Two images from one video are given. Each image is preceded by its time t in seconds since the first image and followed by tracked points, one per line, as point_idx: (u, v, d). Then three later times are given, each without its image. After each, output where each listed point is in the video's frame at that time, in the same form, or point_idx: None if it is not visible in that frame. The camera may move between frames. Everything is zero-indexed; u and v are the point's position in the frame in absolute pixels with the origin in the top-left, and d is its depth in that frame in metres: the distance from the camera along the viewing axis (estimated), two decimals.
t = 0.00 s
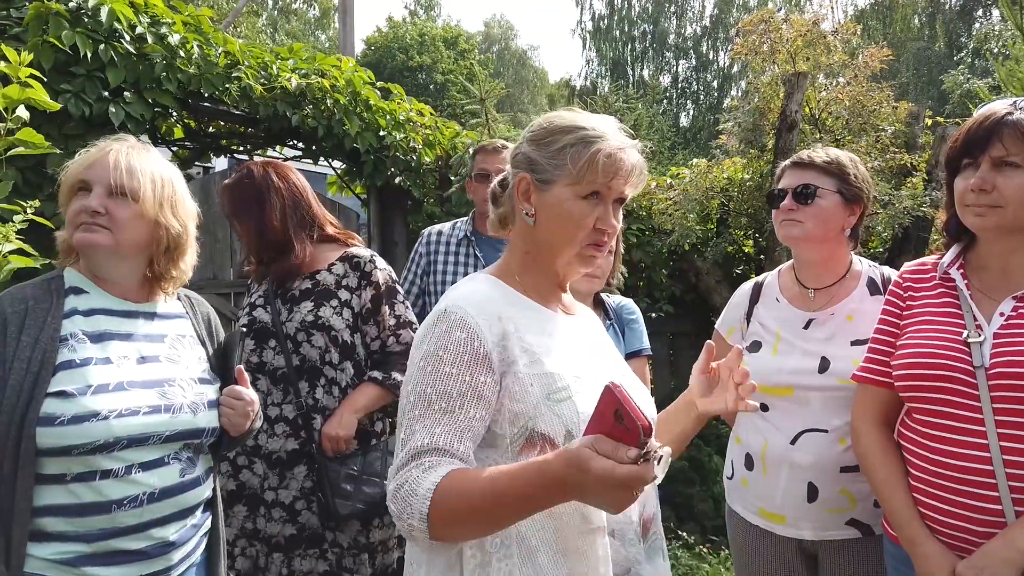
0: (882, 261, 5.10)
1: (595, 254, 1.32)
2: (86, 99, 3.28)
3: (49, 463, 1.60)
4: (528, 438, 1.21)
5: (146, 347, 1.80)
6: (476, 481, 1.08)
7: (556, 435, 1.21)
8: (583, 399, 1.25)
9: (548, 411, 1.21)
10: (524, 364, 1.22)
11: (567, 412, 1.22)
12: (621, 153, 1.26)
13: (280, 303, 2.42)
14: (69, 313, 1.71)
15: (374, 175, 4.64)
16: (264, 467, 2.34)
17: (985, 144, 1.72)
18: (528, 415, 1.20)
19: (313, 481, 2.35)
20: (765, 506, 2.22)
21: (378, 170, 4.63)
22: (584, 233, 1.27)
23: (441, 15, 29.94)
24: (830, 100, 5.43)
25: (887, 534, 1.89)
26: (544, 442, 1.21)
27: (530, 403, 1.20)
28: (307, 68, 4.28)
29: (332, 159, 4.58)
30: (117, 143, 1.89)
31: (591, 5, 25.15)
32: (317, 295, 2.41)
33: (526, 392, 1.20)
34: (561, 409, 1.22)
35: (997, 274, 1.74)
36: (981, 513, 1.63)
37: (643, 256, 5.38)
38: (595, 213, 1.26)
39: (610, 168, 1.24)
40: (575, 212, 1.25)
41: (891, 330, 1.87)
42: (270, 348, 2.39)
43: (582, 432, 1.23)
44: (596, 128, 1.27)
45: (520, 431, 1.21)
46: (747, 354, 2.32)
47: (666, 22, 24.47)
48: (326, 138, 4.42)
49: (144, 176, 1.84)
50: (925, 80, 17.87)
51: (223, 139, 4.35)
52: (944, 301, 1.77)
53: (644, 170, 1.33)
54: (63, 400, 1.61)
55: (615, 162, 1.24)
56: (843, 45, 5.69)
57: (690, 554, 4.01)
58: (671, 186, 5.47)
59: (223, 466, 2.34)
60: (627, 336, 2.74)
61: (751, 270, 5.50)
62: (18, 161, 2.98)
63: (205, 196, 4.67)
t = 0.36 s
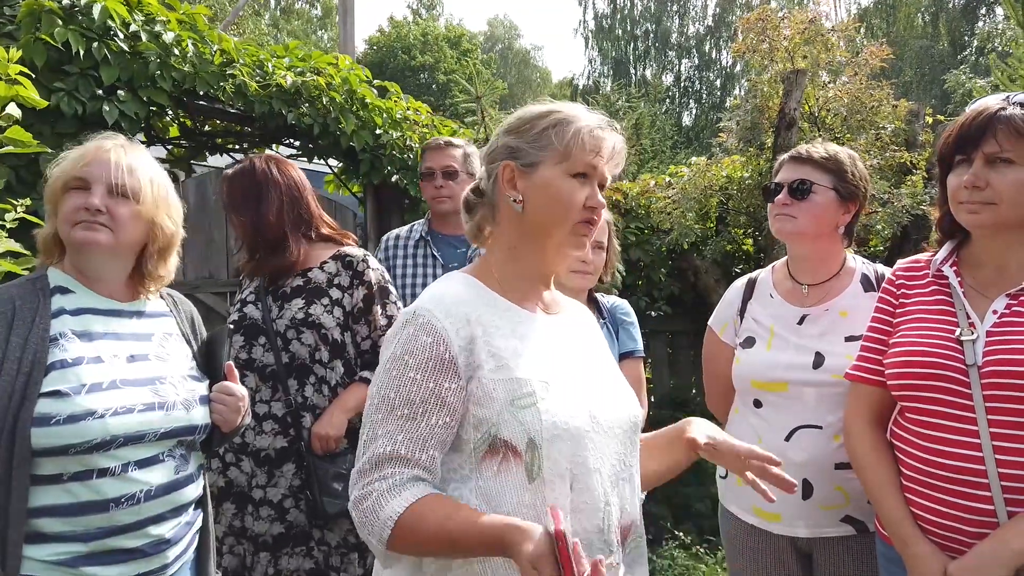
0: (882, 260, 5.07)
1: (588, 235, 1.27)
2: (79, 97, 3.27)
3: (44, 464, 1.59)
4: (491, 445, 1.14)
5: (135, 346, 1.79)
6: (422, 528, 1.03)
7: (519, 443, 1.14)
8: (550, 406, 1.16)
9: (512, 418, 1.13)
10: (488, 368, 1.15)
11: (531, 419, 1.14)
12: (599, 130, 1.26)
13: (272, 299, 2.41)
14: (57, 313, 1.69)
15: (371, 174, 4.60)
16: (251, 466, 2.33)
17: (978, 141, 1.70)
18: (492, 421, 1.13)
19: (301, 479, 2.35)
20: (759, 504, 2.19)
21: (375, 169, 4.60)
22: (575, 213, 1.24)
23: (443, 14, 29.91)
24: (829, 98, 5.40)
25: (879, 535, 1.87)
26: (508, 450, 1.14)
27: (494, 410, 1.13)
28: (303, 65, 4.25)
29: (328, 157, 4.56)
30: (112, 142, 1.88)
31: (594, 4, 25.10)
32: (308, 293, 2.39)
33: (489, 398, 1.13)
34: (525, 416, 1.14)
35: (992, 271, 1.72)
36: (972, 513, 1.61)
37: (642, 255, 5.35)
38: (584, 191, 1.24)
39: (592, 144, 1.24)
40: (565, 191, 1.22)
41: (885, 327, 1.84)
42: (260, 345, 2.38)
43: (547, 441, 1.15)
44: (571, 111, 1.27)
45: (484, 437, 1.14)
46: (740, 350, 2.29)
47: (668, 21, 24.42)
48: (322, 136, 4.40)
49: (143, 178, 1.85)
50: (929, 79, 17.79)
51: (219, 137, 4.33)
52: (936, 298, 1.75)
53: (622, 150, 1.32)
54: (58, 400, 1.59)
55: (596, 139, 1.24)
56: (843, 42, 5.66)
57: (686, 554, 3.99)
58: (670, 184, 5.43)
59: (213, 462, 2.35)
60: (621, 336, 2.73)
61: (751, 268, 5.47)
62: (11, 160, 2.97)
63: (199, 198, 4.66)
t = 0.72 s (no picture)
0: (880, 261, 5.06)
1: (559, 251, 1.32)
2: (74, 100, 3.28)
3: (47, 469, 1.57)
4: (455, 460, 1.13)
5: (127, 350, 1.79)
6: (399, 561, 1.04)
7: (483, 457, 1.12)
8: (513, 415, 1.15)
9: (474, 432, 1.12)
10: (447, 381, 1.13)
11: (494, 432, 1.12)
12: (584, 148, 1.30)
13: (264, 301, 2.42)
14: (50, 318, 1.68)
15: (366, 176, 4.57)
16: (241, 466, 2.35)
17: (963, 143, 1.70)
18: (454, 436, 1.12)
19: (289, 481, 2.35)
20: (748, 507, 2.18)
21: (371, 171, 4.58)
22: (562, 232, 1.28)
23: (445, 15, 29.91)
24: (826, 99, 5.39)
25: (865, 539, 1.86)
26: (472, 465, 1.13)
27: (454, 424, 1.12)
28: (299, 67, 4.25)
29: (323, 159, 4.56)
30: (112, 147, 1.90)
31: (596, 5, 25.08)
32: (302, 297, 2.39)
33: (451, 411, 1.12)
34: (488, 429, 1.12)
35: (976, 275, 1.72)
36: (956, 519, 1.61)
37: (640, 256, 5.33)
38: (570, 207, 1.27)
39: (580, 163, 1.28)
40: (559, 207, 1.24)
41: (870, 332, 1.84)
42: (250, 346, 2.39)
43: (511, 455, 1.13)
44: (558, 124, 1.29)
45: (447, 453, 1.13)
46: (729, 353, 2.29)
47: (669, 21, 24.38)
48: (319, 138, 4.38)
49: (143, 184, 1.89)
50: (931, 79, 17.72)
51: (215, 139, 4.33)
52: (922, 302, 1.75)
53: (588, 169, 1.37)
54: (61, 404, 1.59)
55: (583, 157, 1.29)
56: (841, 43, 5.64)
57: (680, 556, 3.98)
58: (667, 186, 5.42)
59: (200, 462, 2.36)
60: (617, 342, 2.73)
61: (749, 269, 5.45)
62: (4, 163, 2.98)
63: (194, 198, 4.44)
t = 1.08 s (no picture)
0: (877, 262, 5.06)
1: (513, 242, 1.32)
2: (71, 101, 3.31)
3: (42, 469, 1.58)
4: (422, 464, 1.12)
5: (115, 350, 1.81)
6: (338, 555, 1.01)
7: (452, 460, 1.12)
8: (482, 414, 1.15)
9: (443, 433, 1.12)
10: (412, 381, 1.12)
11: (463, 433, 1.13)
12: (537, 138, 1.32)
13: (257, 301, 2.45)
14: (39, 318, 1.69)
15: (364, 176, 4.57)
16: (235, 466, 2.36)
17: (929, 155, 1.73)
18: (421, 438, 1.11)
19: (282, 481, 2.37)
20: (735, 506, 2.19)
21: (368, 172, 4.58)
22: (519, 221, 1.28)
23: (448, 16, 29.95)
24: (823, 100, 5.40)
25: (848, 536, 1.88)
26: (442, 467, 1.12)
27: (421, 426, 1.11)
28: (295, 69, 4.27)
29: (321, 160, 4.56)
30: (99, 149, 1.92)
31: (598, 6, 25.09)
32: (297, 298, 2.43)
33: (416, 412, 1.11)
34: (456, 430, 1.12)
35: (961, 274, 1.74)
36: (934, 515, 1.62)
37: (637, 257, 5.34)
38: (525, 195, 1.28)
39: (535, 151, 1.29)
40: (515, 191, 1.25)
41: (854, 330, 1.86)
42: (244, 346, 2.42)
43: (481, 455, 1.14)
44: (511, 112, 1.30)
45: (414, 457, 1.12)
46: (717, 352, 2.30)
47: (672, 22, 24.38)
48: (314, 139, 4.39)
49: (130, 185, 1.93)
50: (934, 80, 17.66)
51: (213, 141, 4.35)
52: (905, 301, 1.77)
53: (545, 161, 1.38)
54: (55, 404, 1.60)
55: (537, 147, 1.30)
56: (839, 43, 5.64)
57: (675, 556, 3.99)
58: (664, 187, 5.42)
59: (194, 461, 2.39)
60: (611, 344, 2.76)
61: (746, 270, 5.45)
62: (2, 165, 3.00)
63: (191, 198, 4.36)
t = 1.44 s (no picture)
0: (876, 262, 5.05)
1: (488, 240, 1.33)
2: (70, 100, 3.32)
3: (33, 465, 1.58)
4: (393, 470, 1.13)
5: (105, 346, 1.82)
6: (296, 563, 1.01)
7: (425, 466, 1.13)
8: (455, 419, 1.16)
9: (414, 439, 1.12)
10: (384, 385, 1.12)
11: (435, 439, 1.13)
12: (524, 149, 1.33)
13: (252, 299, 2.52)
14: (27, 316, 1.70)
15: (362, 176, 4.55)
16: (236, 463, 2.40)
17: (924, 143, 1.74)
18: (392, 445, 1.12)
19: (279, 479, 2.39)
20: (728, 503, 2.20)
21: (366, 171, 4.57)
22: (496, 220, 1.29)
23: (450, 16, 29.96)
24: (822, 99, 5.40)
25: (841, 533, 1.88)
26: (414, 473, 1.13)
27: (393, 432, 1.12)
28: (294, 69, 4.27)
29: (320, 160, 4.51)
30: (84, 147, 1.93)
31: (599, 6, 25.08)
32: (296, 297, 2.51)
33: (387, 417, 1.12)
34: (428, 436, 1.13)
35: (949, 273, 1.74)
36: (924, 512, 1.62)
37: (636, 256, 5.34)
38: (503, 201, 1.29)
39: (519, 163, 1.31)
40: (493, 194, 1.26)
41: (846, 327, 1.87)
42: (241, 344, 2.47)
43: (455, 461, 1.15)
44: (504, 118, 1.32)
45: (385, 463, 1.13)
46: (710, 349, 2.31)
47: (674, 22, 24.35)
48: (313, 139, 4.35)
49: (118, 184, 1.95)
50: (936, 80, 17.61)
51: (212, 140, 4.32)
52: (896, 298, 1.77)
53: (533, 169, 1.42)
54: (44, 401, 1.61)
55: (523, 158, 1.32)
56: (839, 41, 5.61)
57: (672, 554, 4.01)
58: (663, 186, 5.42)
59: (194, 459, 2.42)
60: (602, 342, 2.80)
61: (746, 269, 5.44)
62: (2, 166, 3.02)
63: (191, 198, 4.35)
